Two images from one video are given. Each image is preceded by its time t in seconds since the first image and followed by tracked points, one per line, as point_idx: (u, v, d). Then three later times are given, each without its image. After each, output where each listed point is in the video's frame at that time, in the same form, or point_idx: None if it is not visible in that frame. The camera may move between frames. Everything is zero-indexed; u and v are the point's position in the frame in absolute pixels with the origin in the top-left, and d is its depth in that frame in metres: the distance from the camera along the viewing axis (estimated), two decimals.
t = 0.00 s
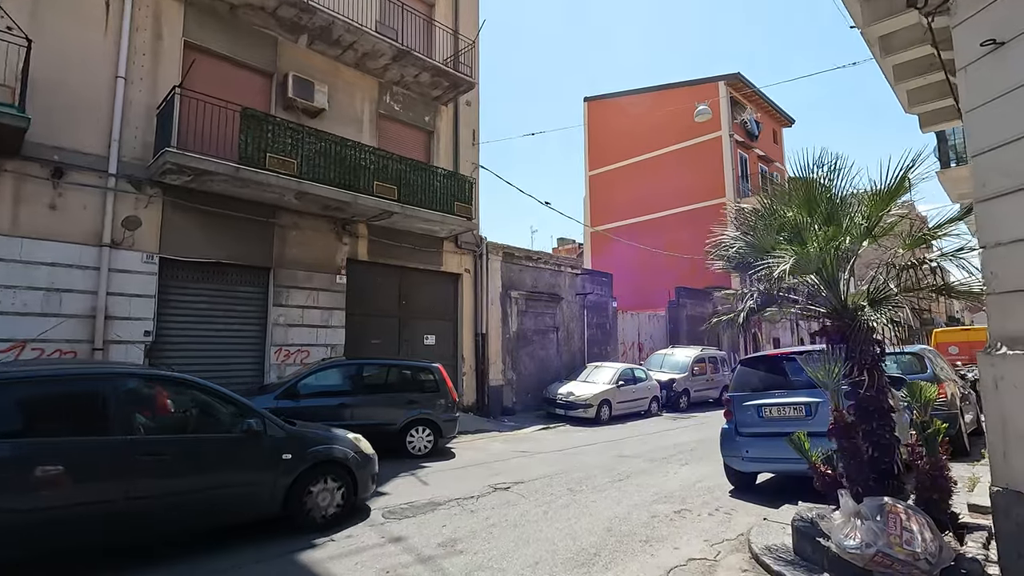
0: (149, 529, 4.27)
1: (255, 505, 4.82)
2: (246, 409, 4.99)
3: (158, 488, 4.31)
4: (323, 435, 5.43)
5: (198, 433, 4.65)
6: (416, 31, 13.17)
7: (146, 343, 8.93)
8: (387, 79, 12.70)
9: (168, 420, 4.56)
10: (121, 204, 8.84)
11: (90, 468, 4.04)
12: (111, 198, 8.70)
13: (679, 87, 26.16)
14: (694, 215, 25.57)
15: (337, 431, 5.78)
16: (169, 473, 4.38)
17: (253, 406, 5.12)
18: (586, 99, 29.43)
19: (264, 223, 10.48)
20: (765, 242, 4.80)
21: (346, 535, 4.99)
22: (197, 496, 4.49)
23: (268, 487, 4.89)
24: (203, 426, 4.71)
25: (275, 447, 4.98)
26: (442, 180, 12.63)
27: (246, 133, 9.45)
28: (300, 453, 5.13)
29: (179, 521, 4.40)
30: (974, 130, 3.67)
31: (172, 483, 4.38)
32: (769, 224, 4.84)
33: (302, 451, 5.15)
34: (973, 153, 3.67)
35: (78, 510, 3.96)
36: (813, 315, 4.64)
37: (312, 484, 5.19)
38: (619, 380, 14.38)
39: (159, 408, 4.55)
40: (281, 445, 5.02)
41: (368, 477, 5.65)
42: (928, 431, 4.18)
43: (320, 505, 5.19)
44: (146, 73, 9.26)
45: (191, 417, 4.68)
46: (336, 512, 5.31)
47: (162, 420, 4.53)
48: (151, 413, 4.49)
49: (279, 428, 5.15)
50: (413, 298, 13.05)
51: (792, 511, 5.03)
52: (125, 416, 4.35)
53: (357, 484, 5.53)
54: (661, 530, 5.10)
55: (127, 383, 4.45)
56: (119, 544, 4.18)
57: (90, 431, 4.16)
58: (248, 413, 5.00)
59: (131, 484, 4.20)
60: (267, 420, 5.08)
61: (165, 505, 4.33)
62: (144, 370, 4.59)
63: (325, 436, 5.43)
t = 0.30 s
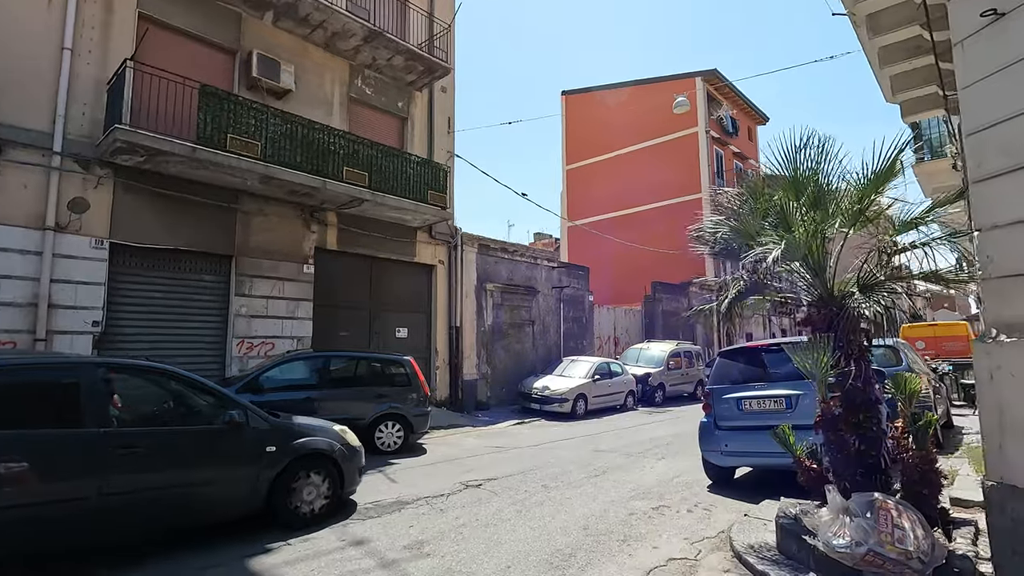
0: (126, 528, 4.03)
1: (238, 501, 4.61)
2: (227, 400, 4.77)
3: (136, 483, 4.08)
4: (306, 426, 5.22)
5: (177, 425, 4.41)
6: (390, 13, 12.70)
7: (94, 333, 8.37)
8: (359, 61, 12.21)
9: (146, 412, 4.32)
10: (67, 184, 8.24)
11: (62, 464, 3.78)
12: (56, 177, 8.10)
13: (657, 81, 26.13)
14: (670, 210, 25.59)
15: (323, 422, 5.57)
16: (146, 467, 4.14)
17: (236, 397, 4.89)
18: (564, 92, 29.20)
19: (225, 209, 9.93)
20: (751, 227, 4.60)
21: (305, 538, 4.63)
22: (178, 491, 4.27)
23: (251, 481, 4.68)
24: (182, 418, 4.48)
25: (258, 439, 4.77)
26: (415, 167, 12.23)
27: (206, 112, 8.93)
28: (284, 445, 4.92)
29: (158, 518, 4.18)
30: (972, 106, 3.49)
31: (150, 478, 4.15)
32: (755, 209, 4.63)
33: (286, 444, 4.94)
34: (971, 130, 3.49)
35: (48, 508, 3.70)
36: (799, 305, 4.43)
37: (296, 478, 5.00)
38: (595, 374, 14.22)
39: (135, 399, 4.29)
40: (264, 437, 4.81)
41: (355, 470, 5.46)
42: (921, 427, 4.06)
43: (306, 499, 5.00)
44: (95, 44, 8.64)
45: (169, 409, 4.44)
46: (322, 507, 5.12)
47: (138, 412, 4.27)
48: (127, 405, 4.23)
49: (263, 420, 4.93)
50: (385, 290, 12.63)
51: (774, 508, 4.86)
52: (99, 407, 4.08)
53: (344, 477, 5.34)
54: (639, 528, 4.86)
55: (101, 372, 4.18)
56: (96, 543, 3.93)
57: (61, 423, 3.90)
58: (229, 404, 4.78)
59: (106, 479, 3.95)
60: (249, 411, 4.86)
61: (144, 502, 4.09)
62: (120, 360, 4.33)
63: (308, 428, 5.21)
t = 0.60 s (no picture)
0: (88, 534, 3.81)
1: (210, 506, 4.33)
2: (199, 399, 4.47)
3: (97, 488, 3.83)
4: (285, 426, 4.91)
5: (143, 426, 4.14)
6: None
7: (39, 327, 7.80)
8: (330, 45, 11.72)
9: (108, 412, 4.06)
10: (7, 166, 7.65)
11: (14, 468, 3.58)
12: None
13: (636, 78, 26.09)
14: (648, 206, 25.57)
15: (303, 421, 5.27)
16: (109, 471, 3.89)
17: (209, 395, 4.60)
18: (541, 86, 28.95)
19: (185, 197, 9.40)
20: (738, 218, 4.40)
21: (261, 550, 4.28)
22: (144, 497, 4.01)
23: (225, 485, 4.40)
24: (149, 418, 4.20)
25: (232, 440, 4.48)
26: (388, 156, 11.80)
27: (161, 92, 8.38)
28: (260, 447, 4.62)
29: (124, 524, 3.94)
30: (971, 91, 3.32)
31: (113, 483, 3.90)
32: (740, 200, 4.46)
33: (262, 445, 4.64)
34: (969, 117, 3.33)
35: (11, 515, 3.54)
36: (787, 300, 4.29)
37: (273, 481, 4.70)
38: (571, 370, 14.04)
39: (98, 397, 4.05)
40: (238, 438, 4.51)
41: (336, 472, 5.15)
42: (911, 423, 3.72)
43: (282, 503, 4.71)
44: (39, 16, 8.03)
45: (135, 408, 4.16)
46: (301, 511, 4.83)
47: (101, 412, 4.03)
48: (87, 404, 3.99)
49: (238, 420, 4.63)
50: (356, 283, 12.21)
51: (756, 510, 4.71)
52: (56, 408, 3.87)
53: (325, 480, 5.04)
54: (618, 533, 4.64)
55: (57, 369, 3.95)
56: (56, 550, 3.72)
57: (15, 424, 3.70)
58: (201, 403, 4.48)
59: (66, 485, 3.73)
60: (223, 410, 4.56)
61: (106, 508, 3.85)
62: (80, 357, 4.08)
63: (286, 428, 4.91)
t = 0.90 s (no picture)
0: (62, 541, 3.61)
1: (188, 510, 4.12)
2: (178, 398, 4.26)
3: (68, 493, 3.62)
4: (268, 427, 4.70)
5: (117, 427, 3.92)
6: None
7: None
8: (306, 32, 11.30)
9: (78, 412, 3.84)
10: None
11: None
12: None
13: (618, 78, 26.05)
14: (630, 206, 25.52)
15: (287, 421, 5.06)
16: (82, 475, 3.69)
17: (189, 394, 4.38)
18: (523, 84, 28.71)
19: (150, 186, 8.92)
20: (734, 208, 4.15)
21: (223, 563, 3.94)
22: (121, 501, 3.81)
23: (205, 489, 4.19)
24: (122, 419, 3.97)
25: (212, 442, 4.27)
26: (365, 149, 11.42)
27: (123, 75, 7.92)
28: (242, 449, 4.42)
29: (99, 531, 3.74)
30: (983, 72, 3.13)
31: (85, 488, 3.69)
32: (736, 188, 4.17)
33: (244, 447, 4.43)
34: (983, 98, 3.13)
35: None
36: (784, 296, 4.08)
37: (256, 484, 4.50)
38: (553, 370, 13.80)
39: (67, 397, 3.83)
40: (219, 439, 4.30)
41: (321, 474, 4.96)
42: (919, 423, 3.54)
43: (263, 508, 4.51)
44: None
45: (107, 408, 3.94)
46: (284, 515, 4.64)
47: (70, 412, 3.81)
48: (55, 404, 3.77)
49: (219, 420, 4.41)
50: (332, 280, 11.80)
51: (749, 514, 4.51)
52: (22, 408, 3.65)
53: (308, 483, 4.85)
54: (607, 540, 4.40)
55: (21, 366, 3.73)
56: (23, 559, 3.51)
57: None
58: (180, 403, 4.26)
59: (36, 491, 3.53)
60: (203, 410, 4.34)
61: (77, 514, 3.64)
62: (46, 354, 3.85)
63: (269, 428, 4.71)
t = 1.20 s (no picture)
0: (34, 557, 3.35)
1: (170, 523, 3.82)
2: (160, 403, 3.96)
3: (37, 506, 3.35)
4: (256, 434, 4.39)
5: (93, 435, 3.63)
6: None
7: None
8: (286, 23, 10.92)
9: (49, 419, 3.55)
10: None
11: None
12: None
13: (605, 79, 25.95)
14: (617, 207, 25.40)
15: (276, 426, 4.74)
16: (53, 487, 3.41)
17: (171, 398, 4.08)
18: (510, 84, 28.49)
19: (121, 181, 8.50)
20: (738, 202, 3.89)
21: None
22: (96, 514, 3.53)
23: (188, 500, 3.89)
24: (98, 426, 3.68)
25: (195, 450, 3.96)
26: (348, 145, 11.06)
27: (89, 61, 7.51)
28: (229, 456, 4.11)
29: (73, 547, 3.46)
30: (1010, 53, 2.92)
31: (55, 500, 3.41)
32: (739, 181, 3.86)
33: (230, 455, 4.12)
34: (1010, 83, 2.93)
35: None
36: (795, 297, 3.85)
37: (243, 494, 4.20)
38: (541, 373, 13.53)
39: (39, 403, 3.54)
40: (203, 447, 4.00)
41: (312, 483, 4.64)
42: (944, 433, 3.50)
43: (251, 519, 4.20)
44: None
45: (82, 415, 3.65)
46: (273, 527, 4.32)
47: (43, 420, 3.53)
48: (24, 410, 3.49)
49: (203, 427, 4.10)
50: (313, 280, 11.40)
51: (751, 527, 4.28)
52: None
53: (299, 492, 4.53)
54: (602, 554, 4.13)
55: None
56: None
57: None
58: (162, 409, 3.95)
59: (4, 505, 3.26)
60: (185, 416, 4.04)
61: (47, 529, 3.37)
62: (16, 356, 3.57)
63: (257, 435, 4.39)
